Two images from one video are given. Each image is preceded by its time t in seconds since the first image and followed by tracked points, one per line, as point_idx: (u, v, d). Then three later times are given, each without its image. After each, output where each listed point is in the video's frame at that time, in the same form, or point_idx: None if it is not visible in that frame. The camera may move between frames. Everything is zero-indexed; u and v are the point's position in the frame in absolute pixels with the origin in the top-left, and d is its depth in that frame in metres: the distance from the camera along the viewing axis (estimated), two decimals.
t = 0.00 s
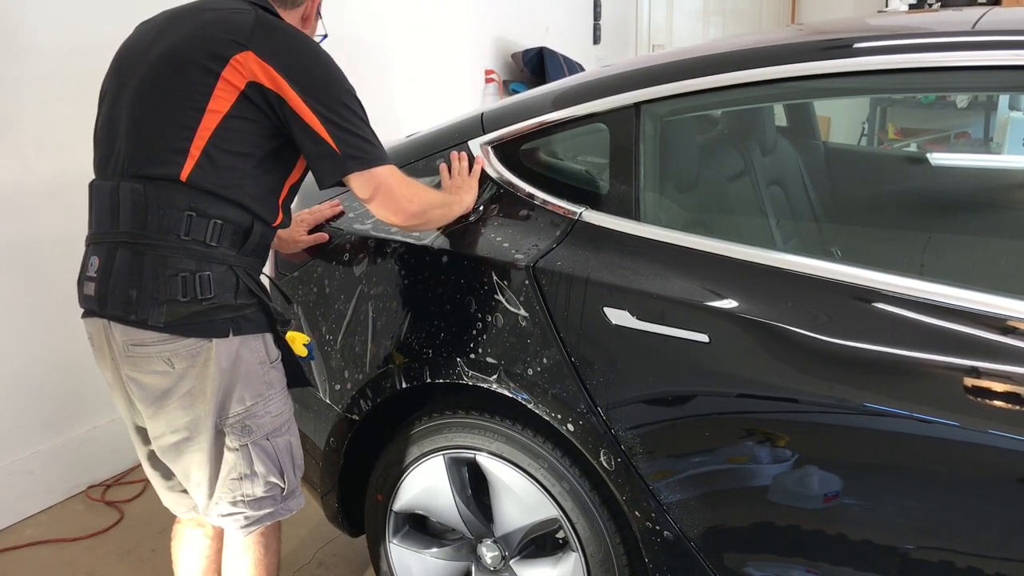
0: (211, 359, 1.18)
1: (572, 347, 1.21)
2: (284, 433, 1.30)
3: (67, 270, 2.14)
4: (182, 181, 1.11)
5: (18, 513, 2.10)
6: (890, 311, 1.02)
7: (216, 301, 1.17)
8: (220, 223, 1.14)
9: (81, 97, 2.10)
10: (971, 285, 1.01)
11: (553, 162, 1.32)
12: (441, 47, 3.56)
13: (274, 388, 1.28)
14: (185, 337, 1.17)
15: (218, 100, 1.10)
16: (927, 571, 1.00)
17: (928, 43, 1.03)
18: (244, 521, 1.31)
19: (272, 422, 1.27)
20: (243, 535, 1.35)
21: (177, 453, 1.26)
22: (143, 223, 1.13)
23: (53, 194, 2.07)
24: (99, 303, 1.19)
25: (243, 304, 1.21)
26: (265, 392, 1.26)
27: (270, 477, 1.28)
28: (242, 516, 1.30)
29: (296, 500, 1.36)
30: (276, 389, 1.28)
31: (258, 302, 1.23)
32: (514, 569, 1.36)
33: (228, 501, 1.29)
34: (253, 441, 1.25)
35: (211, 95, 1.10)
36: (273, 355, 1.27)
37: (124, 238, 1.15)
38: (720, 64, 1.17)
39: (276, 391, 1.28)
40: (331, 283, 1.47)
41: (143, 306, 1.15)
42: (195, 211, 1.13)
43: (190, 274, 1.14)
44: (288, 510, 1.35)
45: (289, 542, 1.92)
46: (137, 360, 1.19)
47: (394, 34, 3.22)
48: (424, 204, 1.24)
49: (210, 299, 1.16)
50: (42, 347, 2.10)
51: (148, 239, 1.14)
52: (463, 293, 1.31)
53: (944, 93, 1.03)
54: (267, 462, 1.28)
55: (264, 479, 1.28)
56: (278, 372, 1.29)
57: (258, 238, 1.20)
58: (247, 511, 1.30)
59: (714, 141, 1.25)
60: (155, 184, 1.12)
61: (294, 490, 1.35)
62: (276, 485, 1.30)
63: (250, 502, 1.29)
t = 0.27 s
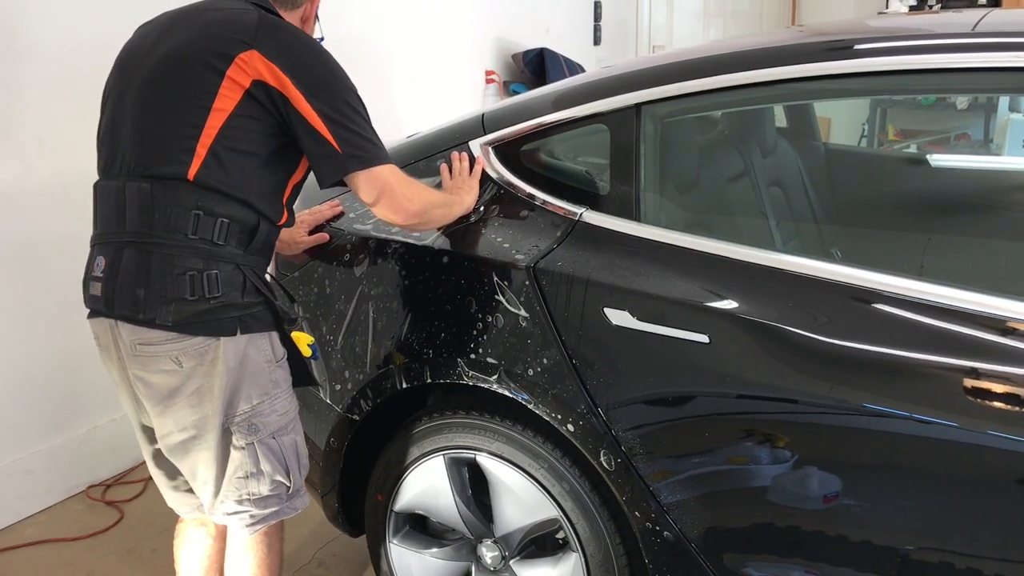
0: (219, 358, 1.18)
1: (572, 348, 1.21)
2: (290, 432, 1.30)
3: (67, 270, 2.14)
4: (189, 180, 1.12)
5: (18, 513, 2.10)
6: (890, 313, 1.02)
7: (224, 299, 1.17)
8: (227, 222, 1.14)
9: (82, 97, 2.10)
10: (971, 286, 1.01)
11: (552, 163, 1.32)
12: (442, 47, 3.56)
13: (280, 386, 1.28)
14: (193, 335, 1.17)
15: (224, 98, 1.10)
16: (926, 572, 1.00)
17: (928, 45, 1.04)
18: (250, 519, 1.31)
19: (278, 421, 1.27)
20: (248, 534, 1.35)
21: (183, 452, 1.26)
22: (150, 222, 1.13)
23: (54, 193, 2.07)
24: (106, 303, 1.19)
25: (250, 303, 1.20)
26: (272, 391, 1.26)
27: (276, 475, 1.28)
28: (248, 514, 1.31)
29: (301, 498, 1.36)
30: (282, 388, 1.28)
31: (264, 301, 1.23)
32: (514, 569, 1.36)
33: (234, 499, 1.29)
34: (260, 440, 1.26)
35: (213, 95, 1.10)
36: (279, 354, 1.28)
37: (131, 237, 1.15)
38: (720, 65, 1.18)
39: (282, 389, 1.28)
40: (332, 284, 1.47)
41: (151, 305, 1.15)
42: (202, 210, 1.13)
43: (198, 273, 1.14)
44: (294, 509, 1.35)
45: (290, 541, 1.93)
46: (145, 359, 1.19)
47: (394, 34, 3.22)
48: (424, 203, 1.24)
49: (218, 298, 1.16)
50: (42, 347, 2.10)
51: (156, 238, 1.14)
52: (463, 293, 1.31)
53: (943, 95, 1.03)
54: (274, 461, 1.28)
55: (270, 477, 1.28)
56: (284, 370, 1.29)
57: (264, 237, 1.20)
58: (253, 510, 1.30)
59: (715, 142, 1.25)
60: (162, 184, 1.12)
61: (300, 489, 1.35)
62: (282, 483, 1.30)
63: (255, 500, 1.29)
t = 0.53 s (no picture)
0: (224, 357, 1.18)
1: (574, 349, 1.21)
2: (294, 431, 1.30)
3: (68, 269, 2.14)
4: (195, 180, 1.12)
5: (19, 512, 2.10)
6: (892, 314, 1.02)
7: (229, 298, 1.17)
8: (233, 222, 1.15)
9: (84, 97, 2.10)
10: (972, 287, 1.02)
11: (553, 163, 1.32)
12: (443, 48, 3.56)
13: (285, 385, 1.28)
14: (198, 334, 1.17)
15: (230, 98, 1.11)
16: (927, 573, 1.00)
17: (930, 46, 1.04)
18: (253, 518, 1.32)
19: (282, 420, 1.28)
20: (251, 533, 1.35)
21: (188, 451, 1.26)
22: (155, 222, 1.14)
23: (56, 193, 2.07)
24: (111, 302, 1.19)
25: (255, 302, 1.21)
26: (276, 390, 1.27)
27: (280, 475, 1.28)
28: (251, 513, 1.31)
29: (305, 497, 1.36)
30: (286, 388, 1.28)
31: (269, 300, 1.23)
32: (515, 569, 1.36)
33: (238, 499, 1.29)
34: (265, 439, 1.26)
35: (217, 95, 1.10)
36: (283, 353, 1.28)
37: (136, 237, 1.15)
38: (723, 67, 1.18)
39: (286, 389, 1.28)
40: (334, 284, 1.47)
41: (157, 304, 1.15)
42: (208, 210, 1.13)
43: (204, 272, 1.14)
44: (297, 508, 1.35)
45: (291, 541, 1.93)
46: (150, 358, 1.19)
47: (396, 35, 3.22)
48: (428, 202, 1.24)
49: (223, 297, 1.16)
50: (43, 347, 2.10)
51: (161, 238, 1.14)
52: (466, 294, 1.31)
53: (945, 96, 1.04)
54: (277, 460, 1.28)
55: (274, 476, 1.28)
56: (288, 370, 1.29)
57: (269, 236, 1.20)
58: (256, 509, 1.30)
59: (716, 144, 1.25)
60: (168, 184, 1.12)
61: (303, 488, 1.35)
62: (285, 482, 1.30)
63: (259, 499, 1.29)
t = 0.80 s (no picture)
0: (226, 359, 1.19)
1: (579, 351, 1.21)
2: (296, 433, 1.30)
3: (72, 271, 2.14)
4: (198, 182, 1.12)
5: (23, 513, 2.11)
6: (896, 316, 1.02)
7: (232, 300, 1.17)
8: (236, 224, 1.15)
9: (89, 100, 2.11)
10: (977, 290, 1.02)
11: (558, 166, 1.32)
12: (447, 50, 3.57)
13: (287, 388, 1.28)
14: (201, 336, 1.17)
15: (235, 101, 1.11)
16: None
17: (934, 49, 1.04)
18: (255, 520, 1.31)
19: (285, 422, 1.28)
20: (253, 535, 1.35)
21: (190, 453, 1.26)
22: (159, 223, 1.14)
23: (61, 195, 2.08)
24: (114, 303, 1.19)
25: (257, 304, 1.21)
26: (279, 392, 1.27)
27: (282, 476, 1.28)
28: (253, 515, 1.31)
29: (307, 500, 1.36)
30: (289, 390, 1.28)
31: (271, 303, 1.23)
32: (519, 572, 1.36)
33: (240, 500, 1.29)
34: (267, 440, 1.26)
35: (223, 98, 1.11)
36: (286, 356, 1.28)
37: (140, 238, 1.15)
38: (726, 69, 1.18)
39: (288, 391, 1.28)
40: (338, 286, 1.47)
41: (159, 305, 1.16)
42: (211, 212, 1.13)
43: (206, 274, 1.15)
44: (299, 510, 1.35)
45: (295, 544, 1.93)
46: (152, 359, 1.20)
47: (400, 37, 3.23)
48: (433, 204, 1.24)
49: (226, 299, 1.16)
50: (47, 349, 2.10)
51: (164, 239, 1.14)
52: (470, 296, 1.31)
53: (949, 99, 1.04)
54: (280, 461, 1.28)
55: (276, 478, 1.28)
56: (291, 372, 1.29)
57: (272, 239, 1.21)
58: (258, 511, 1.30)
59: (721, 147, 1.26)
60: (171, 186, 1.13)
61: (306, 490, 1.35)
62: (288, 484, 1.30)
63: (261, 501, 1.29)
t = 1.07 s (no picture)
0: (231, 364, 1.19)
1: (585, 356, 1.21)
2: (301, 437, 1.31)
3: (81, 277, 2.15)
4: (204, 188, 1.12)
5: (32, 518, 2.11)
6: (903, 321, 1.02)
7: (237, 306, 1.18)
8: (242, 230, 1.15)
9: (97, 106, 2.12)
10: (984, 294, 1.02)
11: (563, 171, 1.32)
12: (453, 55, 3.58)
13: (292, 393, 1.29)
14: (206, 341, 1.17)
15: (241, 108, 1.11)
16: None
17: (940, 53, 1.04)
18: (261, 525, 1.32)
19: (290, 427, 1.28)
20: (258, 540, 1.35)
21: (196, 457, 1.26)
22: (165, 229, 1.14)
23: (70, 200, 2.09)
24: (120, 308, 1.20)
25: (263, 310, 1.21)
26: (283, 397, 1.27)
27: (287, 481, 1.29)
28: (259, 520, 1.31)
29: (312, 504, 1.37)
30: (294, 395, 1.29)
31: (276, 308, 1.24)
32: None
33: (246, 505, 1.29)
34: (272, 445, 1.26)
35: (230, 104, 1.11)
36: (291, 361, 1.28)
37: (146, 243, 1.16)
38: (731, 74, 1.18)
39: (293, 396, 1.29)
40: (345, 291, 1.48)
41: (165, 311, 1.16)
42: (216, 218, 1.14)
43: (212, 279, 1.15)
44: (304, 515, 1.35)
45: (302, 548, 1.93)
46: (158, 364, 1.20)
47: (406, 41, 3.24)
48: (438, 208, 1.24)
49: (231, 304, 1.17)
50: (56, 354, 2.11)
51: (170, 245, 1.14)
52: (475, 300, 1.32)
53: (955, 103, 1.04)
54: (285, 466, 1.28)
55: (282, 483, 1.29)
56: (295, 377, 1.30)
57: (278, 245, 1.21)
58: (264, 516, 1.30)
59: (725, 151, 1.26)
60: (177, 192, 1.13)
61: (311, 495, 1.35)
62: (293, 489, 1.31)
63: (267, 506, 1.30)
